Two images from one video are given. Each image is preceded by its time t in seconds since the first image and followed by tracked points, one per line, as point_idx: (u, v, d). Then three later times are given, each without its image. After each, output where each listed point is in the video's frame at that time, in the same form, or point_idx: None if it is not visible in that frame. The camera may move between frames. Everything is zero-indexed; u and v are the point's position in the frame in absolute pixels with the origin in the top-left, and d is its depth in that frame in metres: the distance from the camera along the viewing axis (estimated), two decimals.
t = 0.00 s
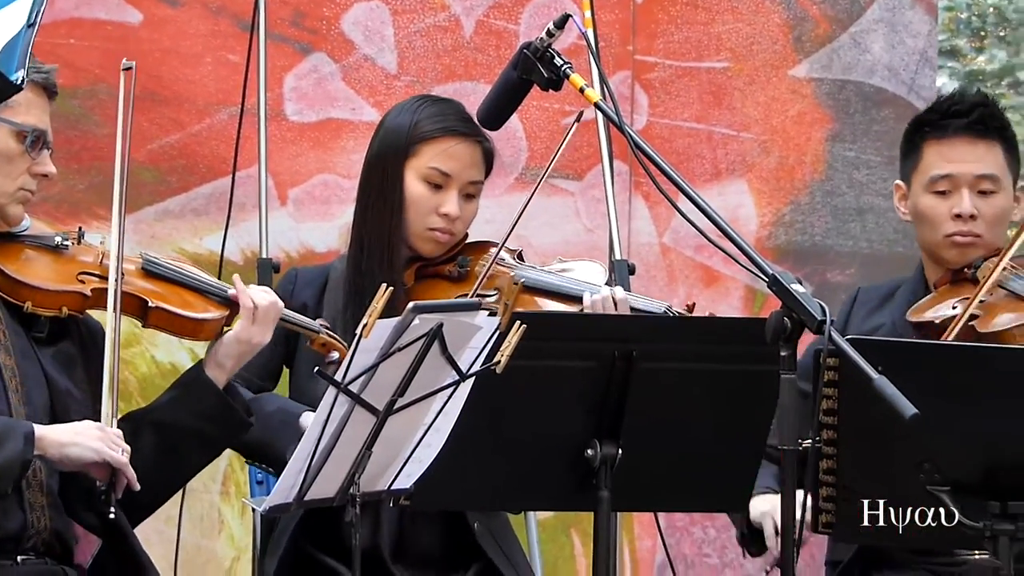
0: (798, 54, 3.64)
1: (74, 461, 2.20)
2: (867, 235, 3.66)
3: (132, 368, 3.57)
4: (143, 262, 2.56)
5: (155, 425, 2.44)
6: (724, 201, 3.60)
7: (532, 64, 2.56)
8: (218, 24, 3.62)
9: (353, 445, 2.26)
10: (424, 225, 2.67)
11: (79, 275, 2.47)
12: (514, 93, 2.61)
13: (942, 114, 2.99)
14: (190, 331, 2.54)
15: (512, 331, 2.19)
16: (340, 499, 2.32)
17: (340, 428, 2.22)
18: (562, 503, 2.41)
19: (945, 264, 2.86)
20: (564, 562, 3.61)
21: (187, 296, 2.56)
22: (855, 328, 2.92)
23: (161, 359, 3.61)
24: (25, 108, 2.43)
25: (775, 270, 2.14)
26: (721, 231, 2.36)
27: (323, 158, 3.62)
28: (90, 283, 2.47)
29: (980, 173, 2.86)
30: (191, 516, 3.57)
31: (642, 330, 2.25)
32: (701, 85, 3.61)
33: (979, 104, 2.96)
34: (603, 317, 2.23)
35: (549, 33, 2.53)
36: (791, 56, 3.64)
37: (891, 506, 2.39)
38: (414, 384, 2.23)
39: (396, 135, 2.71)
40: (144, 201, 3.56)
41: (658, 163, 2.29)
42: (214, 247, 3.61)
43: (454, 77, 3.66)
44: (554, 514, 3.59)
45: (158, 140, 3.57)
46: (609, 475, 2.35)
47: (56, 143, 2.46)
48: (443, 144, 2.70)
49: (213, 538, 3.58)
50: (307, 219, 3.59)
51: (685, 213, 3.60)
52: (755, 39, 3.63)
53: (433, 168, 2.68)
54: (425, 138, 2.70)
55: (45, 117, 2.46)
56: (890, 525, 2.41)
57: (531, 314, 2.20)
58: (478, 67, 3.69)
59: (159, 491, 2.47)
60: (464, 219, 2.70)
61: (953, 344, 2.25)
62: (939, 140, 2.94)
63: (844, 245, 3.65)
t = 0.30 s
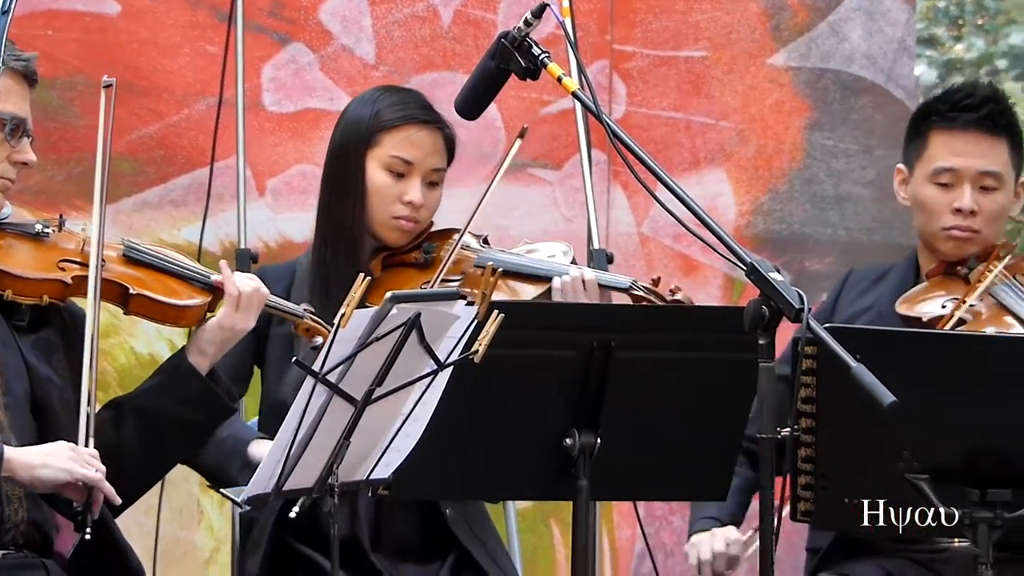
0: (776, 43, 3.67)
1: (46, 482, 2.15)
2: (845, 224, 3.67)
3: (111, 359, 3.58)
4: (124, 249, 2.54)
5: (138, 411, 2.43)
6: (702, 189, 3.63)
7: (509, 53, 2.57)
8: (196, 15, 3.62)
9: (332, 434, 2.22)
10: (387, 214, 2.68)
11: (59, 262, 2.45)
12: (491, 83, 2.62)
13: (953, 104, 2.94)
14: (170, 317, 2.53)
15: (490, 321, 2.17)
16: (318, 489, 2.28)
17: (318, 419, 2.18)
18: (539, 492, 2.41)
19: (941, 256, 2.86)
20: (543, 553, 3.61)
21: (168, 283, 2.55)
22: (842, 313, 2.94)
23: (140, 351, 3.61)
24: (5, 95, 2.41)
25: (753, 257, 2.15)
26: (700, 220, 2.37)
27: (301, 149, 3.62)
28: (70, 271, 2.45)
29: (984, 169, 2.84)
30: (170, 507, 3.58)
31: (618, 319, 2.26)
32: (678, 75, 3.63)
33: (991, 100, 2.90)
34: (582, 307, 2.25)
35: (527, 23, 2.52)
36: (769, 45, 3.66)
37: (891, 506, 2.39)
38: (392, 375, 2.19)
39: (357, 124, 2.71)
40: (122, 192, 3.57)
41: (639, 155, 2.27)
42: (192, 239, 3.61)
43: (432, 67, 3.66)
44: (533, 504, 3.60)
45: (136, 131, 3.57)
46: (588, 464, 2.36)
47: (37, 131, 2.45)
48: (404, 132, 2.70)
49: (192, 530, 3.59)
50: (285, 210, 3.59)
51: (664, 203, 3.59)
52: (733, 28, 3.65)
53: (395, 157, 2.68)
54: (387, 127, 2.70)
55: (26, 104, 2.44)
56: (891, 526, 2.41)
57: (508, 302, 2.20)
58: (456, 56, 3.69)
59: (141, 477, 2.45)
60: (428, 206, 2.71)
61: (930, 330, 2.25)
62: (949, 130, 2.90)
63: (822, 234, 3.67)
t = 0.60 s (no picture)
0: (755, 33, 3.71)
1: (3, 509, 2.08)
2: (825, 212, 3.73)
3: (91, 350, 3.58)
4: (103, 237, 2.45)
5: (117, 399, 2.40)
6: (681, 178, 3.69)
7: (488, 43, 2.54)
8: (174, 5, 3.62)
9: (311, 426, 2.22)
10: (342, 207, 2.68)
11: (34, 250, 2.38)
12: (470, 72, 2.61)
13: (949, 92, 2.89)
14: (149, 305, 2.44)
15: (469, 311, 2.16)
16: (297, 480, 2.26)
17: (297, 410, 2.18)
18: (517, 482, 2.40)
19: (936, 243, 2.82)
20: (523, 542, 3.62)
21: (148, 270, 2.45)
22: (838, 299, 2.91)
23: (119, 342, 3.60)
24: None
25: (731, 247, 2.11)
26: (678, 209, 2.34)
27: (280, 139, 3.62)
28: (45, 259, 2.37)
29: (979, 157, 2.80)
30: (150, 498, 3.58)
31: (597, 309, 2.25)
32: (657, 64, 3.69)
33: (986, 87, 2.85)
34: (559, 296, 2.24)
35: (506, 15, 2.50)
36: (749, 34, 3.70)
37: (891, 506, 2.40)
38: (371, 366, 2.19)
39: (307, 119, 2.70)
40: (101, 183, 3.56)
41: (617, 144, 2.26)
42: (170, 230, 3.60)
43: (410, 56, 3.64)
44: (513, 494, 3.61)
45: (115, 121, 3.58)
46: (567, 455, 2.35)
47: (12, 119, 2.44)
48: (355, 122, 2.69)
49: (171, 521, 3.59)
50: (264, 201, 3.59)
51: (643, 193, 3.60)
52: (712, 17, 3.69)
53: (348, 149, 2.68)
54: (337, 119, 2.69)
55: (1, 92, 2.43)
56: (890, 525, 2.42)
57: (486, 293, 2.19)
58: (435, 46, 3.68)
59: (123, 463, 2.43)
60: (385, 195, 2.71)
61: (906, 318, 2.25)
62: (944, 118, 2.86)
63: (801, 223, 3.72)
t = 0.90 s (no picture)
0: (736, 25, 3.74)
1: None
2: (805, 205, 3.78)
3: (72, 345, 3.58)
4: (76, 221, 2.32)
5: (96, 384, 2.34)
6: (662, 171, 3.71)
7: (468, 37, 2.54)
8: None
9: (291, 420, 2.19)
10: (321, 216, 2.66)
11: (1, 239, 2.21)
12: (451, 66, 2.60)
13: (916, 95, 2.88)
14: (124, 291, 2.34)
15: (449, 305, 2.14)
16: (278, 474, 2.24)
17: (278, 404, 2.14)
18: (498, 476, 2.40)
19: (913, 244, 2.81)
20: (504, 536, 3.61)
21: (122, 254, 2.35)
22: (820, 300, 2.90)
23: (100, 336, 3.61)
24: None
25: (713, 240, 2.07)
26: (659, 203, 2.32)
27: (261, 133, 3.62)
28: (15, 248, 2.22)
29: (952, 160, 2.78)
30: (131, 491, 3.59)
31: (581, 302, 2.26)
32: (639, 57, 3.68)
33: (955, 89, 2.84)
34: (539, 289, 2.23)
35: (486, 7, 2.50)
36: (729, 27, 3.73)
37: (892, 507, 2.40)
38: (352, 359, 2.16)
39: (286, 128, 2.69)
40: (82, 177, 3.56)
41: (598, 139, 2.23)
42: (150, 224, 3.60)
43: (391, 50, 3.65)
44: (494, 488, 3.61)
45: (95, 115, 3.57)
46: (548, 448, 2.34)
47: None
48: (335, 130, 2.67)
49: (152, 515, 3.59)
50: (245, 195, 3.59)
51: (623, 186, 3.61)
52: (692, 10, 3.71)
53: (327, 158, 2.66)
54: (317, 127, 2.67)
55: None
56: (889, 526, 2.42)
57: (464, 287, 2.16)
58: (415, 40, 3.69)
59: (103, 450, 2.37)
60: (365, 203, 2.68)
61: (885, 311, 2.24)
62: (913, 122, 2.85)
63: (782, 216, 3.78)
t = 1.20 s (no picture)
0: (713, 20, 3.76)
1: None
2: (782, 200, 3.80)
3: (49, 339, 3.59)
4: (44, 205, 2.26)
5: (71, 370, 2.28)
6: (639, 165, 3.78)
7: (444, 32, 2.52)
8: None
9: (267, 414, 2.16)
10: (336, 200, 2.67)
11: None
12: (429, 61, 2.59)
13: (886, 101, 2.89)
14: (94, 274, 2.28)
15: (425, 299, 2.11)
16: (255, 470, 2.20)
17: (254, 398, 2.11)
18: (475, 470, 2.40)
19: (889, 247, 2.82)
20: (482, 530, 3.62)
21: (93, 238, 2.29)
22: (800, 283, 2.90)
23: (77, 330, 3.61)
24: None
25: (686, 235, 2.06)
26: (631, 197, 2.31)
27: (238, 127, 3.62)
28: None
29: (926, 163, 2.77)
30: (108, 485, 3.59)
31: (557, 297, 2.25)
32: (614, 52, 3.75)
33: (925, 94, 2.85)
34: (514, 285, 2.23)
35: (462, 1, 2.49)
36: (706, 21, 3.76)
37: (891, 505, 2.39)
38: (328, 353, 2.13)
39: (300, 112, 2.68)
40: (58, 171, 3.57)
41: (574, 132, 2.23)
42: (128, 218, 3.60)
43: (369, 44, 3.65)
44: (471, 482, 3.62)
45: (72, 110, 3.57)
46: (525, 443, 2.34)
47: None
48: (350, 115, 2.68)
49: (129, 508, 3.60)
50: (222, 189, 3.59)
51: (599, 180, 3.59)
52: (669, 5, 3.75)
53: (343, 142, 2.67)
54: (332, 112, 2.68)
55: None
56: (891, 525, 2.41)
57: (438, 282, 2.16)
58: (393, 34, 3.68)
59: (81, 437, 2.31)
60: (377, 188, 2.71)
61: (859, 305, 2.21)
62: (882, 127, 2.85)
63: (759, 210, 3.79)
